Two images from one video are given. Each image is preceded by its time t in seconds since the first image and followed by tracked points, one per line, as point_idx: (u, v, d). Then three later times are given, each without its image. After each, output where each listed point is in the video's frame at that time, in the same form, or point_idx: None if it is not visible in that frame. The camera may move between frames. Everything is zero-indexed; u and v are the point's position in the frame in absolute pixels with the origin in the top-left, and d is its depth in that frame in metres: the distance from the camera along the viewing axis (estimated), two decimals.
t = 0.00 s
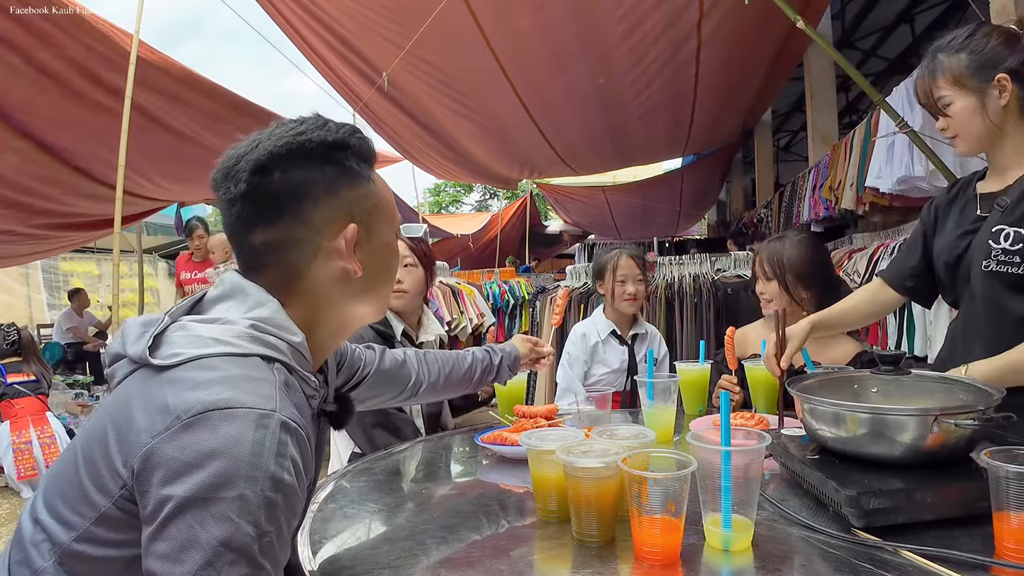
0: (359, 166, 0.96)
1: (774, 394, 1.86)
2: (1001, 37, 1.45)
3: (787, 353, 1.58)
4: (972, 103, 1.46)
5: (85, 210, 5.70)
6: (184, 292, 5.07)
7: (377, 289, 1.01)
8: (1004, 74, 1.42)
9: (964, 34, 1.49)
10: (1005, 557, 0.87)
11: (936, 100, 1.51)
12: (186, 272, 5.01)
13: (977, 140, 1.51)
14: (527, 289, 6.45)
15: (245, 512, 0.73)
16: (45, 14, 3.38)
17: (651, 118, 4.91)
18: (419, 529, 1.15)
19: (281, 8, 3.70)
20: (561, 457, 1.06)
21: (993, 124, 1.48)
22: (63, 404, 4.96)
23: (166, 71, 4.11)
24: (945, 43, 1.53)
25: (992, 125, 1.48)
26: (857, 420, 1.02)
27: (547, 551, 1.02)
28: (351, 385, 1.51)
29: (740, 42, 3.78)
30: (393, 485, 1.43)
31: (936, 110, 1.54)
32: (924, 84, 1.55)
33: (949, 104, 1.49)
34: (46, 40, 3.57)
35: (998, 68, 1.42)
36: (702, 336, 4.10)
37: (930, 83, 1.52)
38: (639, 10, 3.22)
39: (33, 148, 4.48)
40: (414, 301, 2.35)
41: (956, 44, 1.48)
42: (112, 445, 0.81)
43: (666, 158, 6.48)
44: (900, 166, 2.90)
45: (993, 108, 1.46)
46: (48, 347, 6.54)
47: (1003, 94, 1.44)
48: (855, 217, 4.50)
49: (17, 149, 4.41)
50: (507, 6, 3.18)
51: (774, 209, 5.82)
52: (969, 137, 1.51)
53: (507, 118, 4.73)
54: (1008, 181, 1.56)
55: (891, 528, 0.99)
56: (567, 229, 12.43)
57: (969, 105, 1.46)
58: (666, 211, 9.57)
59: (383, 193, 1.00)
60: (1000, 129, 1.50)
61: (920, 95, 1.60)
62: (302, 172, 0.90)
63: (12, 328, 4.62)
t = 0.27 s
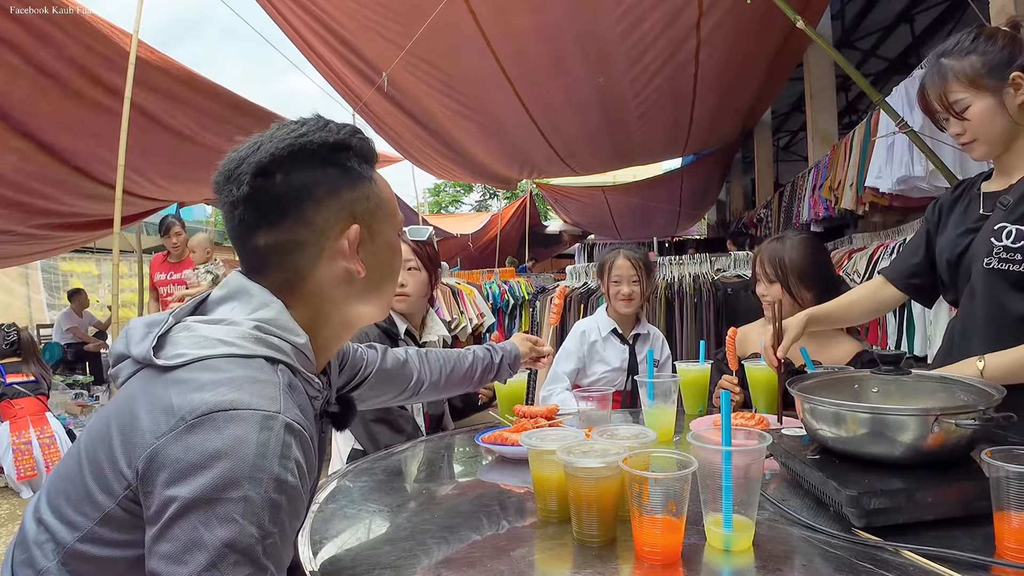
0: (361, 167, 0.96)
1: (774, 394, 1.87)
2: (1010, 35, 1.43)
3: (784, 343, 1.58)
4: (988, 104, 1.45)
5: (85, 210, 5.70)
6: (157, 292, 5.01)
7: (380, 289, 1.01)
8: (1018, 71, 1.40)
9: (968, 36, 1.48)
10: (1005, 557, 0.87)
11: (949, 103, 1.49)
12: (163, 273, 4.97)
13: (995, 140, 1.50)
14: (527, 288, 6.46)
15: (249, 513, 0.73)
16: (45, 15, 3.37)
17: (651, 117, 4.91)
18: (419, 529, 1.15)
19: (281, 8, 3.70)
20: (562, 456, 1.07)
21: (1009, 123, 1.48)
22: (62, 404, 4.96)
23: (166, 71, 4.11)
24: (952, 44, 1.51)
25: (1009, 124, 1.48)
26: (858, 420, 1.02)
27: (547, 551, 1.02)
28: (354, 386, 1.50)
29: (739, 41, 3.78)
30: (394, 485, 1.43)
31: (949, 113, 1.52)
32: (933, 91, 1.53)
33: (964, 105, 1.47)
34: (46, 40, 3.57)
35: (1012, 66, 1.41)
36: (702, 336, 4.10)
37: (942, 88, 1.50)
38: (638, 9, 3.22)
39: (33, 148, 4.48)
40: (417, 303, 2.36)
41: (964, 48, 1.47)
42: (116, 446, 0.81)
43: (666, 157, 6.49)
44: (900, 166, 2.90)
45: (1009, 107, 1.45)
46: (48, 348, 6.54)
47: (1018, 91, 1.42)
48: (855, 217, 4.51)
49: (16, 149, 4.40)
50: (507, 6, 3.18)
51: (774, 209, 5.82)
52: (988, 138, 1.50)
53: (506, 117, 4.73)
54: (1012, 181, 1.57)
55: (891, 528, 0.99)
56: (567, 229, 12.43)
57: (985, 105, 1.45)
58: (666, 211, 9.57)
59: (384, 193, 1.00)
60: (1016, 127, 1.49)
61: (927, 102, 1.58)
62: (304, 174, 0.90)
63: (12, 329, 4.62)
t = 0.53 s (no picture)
0: (360, 167, 0.96)
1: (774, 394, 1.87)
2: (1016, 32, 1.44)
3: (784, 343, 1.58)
4: (991, 98, 1.45)
5: (85, 210, 5.70)
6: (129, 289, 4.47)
7: (380, 288, 1.01)
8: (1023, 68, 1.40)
9: (974, 32, 1.48)
10: (1006, 557, 0.87)
11: (953, 95, 1.49)
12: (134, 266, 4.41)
13: (993, 136, 1.50)
14: (527, 288, 6.46)
15: (251, 514, 0.73)
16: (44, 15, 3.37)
17: (650, 117, 4.91)
18: (419, 529, 1.15)
19: (281, 8, 3.70)
20: (562, 457, 1.06)
21: (1011, 120, 1.48)
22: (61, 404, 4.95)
23: (166, 71, 4.10)
24: (958, 39, 1.51)
25: (1010, 120, 1.48)
26: (858, 420, 1.02)
27: (547, 551, 1.02)
28: (355, 389, 1.50)
29: (739, 41, 3.78)
30: (394, 485, 1.43)
31: (952, 106, 1.52)
32: (937, 81, 1.53)
33: (968, 99, 1.47)
34: (45, 40, 3.56)
35: (1016, 62, 1.41)
36: (701, 336, 4.10)
37: (947, 78, 1.51)
38: (637, 9, 3.22)
39: (33, 148, 4.48)
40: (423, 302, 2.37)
41: (971, 40, 1.47)
42: (119, 446, 0.80)
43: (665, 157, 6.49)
44: (900, 166, 2.90)
45: (1011, 103, 1.45)
46: (47, 347, 6.54)
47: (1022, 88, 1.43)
48: (855, 217, 4.51)
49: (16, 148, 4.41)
50: (506, 5, 3.18)
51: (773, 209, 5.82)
52: (988, 133, 1.50)
53: (506, 117, 4.73)
54: (1010, 180, 1.58)
55: (891, 528, 0.99)
56: (567, 229, 12.43)
57: (987, 100, 1.45)
58: (666, 211, 9.57)
59: (384, 193, 1.00)
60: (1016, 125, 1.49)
61: (930, 91, 1.59)
62: (304, 175, 0.89)
63: (11, 328, 4.62)
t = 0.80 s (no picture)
0: (362, 168, 0.96)
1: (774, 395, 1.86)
2: None
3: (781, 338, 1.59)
4: (998, 92, 1.46)
5: (85, 210, 5.70)
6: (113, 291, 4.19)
7: (383, 289, 1.01)
8: None
9: (985, 26, 1.49)
10: (1005, 557, 0.87)
11: (961, 84, 1.49)
12: (115, 269, 4.17)
13: (992, 131, 1.51)
14: (527, 288, 6.46)
15: (250, 514, 0.73)
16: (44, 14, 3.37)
17: (650, 116, 4.91)
18: (418, 529, 1.15)
19: (280, 7, 3.70)
20: (561, 456, 1.06)
21: (1012, 116, 1.49)
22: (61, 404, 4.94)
23: (165, 70, 4.10)
24: (967, 32, 1.52)
25: (1011, 116, 1.48)
26: (858, 420, 1.02)
27: (547, 551, 1.02)
28: (358, 389, 1.50)
29: (738, 41, 3.78)
30: (393, 486, 1.43)
31: (957, 95, 1.52)
32: (946, 69, 1.53)
33: (976, 90, 1.47)
34: (44, 39, 3.56)
35: None
36: (701, 336, 4.10)
37: (956, 67, 1.50)
38: (637, 8, 3.23)
39: (32, 147, 4.48)
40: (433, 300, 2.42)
41: (982, 34, 1.48)
42: (119, 446, 0.80)
43: (665, 157, 6.46)
44: (899, 166, 2.91)
45: (1015, 100, 1.47)
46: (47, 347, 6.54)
47: None
48: (854, 217, 4.51)
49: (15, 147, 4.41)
50: (506, 4, 3.18)
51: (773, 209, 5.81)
52: (989, 126, 1.50)
53: (505, 116, 4.73)
54: (1007, 178, 1.57)
55: (891, 528, 0.99)
56: (567, 229, 12.44)
57: (994, 94, 1.46)
58: (666, 211, 9.57)
59: (386, 193, 0.99)
60: (1015, 123, 1.51)
61: (933, 80, 1.58)
62: (306, 175, 0.89)
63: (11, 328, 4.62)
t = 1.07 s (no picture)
0: (364, 170, 0.96)
1: (774, 394, 1.87)
2: None
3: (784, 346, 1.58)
4: (1008, 82, 1.47)
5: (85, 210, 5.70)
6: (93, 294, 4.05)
7: (384, 290, 1.01)
8: None
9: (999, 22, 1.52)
10: (1005, 556, 0.87)
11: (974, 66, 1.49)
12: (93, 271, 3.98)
13: (991, 122, 1.51)
14: (527, 288, 6.47)
15: (251, 514, 0.73)
16: (45, 14, 3.37)
17: (649, 116, 4.91)
18: (419, 529, 1.15)
19: (281, 7, 3.70)
20: (561, 456, 1.06)
21: (1012, 112, 1.50)
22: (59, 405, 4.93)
23: (165, 70, 4.10)
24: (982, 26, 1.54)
25: (1012, 110, 1.50)
26: (857, 420, 1.02)
27: (547, 551, 1.02)
28: (360, 390, 1.50)
29: (737, 41, 3.78)
30: (393, 485, 1.43)
31: (966, 76, 1.52)
32: (965, 49, 1.52)
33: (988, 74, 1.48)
34: (44, 39, 3.55)
35: None
36: (700, 336, 4.10)
37: (973, 49, 1.50)
38: (636, 8, 3.23)
39: (32, 147, 4.49)
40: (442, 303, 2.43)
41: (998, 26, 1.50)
42: (120, 445, 0.80)
43: (664, 157, 6.47)
44: (898, 166, 2.91)
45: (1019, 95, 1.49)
46: (46, 347, 6.54)
47: None
48: (854, 217, 4.51)
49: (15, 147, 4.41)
50: (506, 4, 3.18)
51: (773, 209, 5.82)
52: (991, 114, 1.50)
53: (505, 116, 4.73)
54: (999, 180, 1.59)
55: (891, 527, 0.99)
56: (567, 229, 12.46)
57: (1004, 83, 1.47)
58: (665, 211, 9.58)
59: (388, 194, 0.99)
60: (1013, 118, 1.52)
61: (944, 62, 1.57)
62: (309, 175, 0.90)
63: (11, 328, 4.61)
